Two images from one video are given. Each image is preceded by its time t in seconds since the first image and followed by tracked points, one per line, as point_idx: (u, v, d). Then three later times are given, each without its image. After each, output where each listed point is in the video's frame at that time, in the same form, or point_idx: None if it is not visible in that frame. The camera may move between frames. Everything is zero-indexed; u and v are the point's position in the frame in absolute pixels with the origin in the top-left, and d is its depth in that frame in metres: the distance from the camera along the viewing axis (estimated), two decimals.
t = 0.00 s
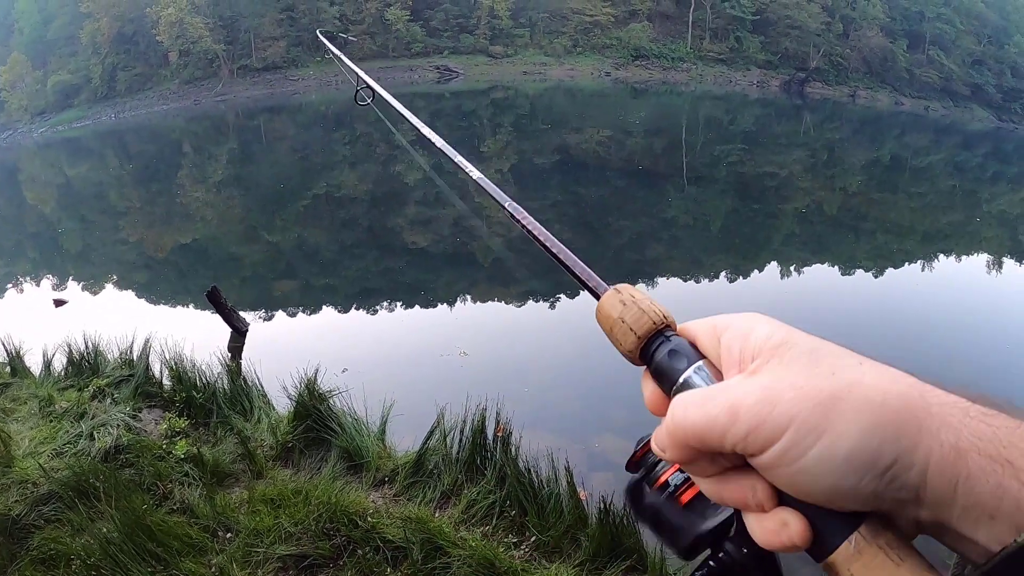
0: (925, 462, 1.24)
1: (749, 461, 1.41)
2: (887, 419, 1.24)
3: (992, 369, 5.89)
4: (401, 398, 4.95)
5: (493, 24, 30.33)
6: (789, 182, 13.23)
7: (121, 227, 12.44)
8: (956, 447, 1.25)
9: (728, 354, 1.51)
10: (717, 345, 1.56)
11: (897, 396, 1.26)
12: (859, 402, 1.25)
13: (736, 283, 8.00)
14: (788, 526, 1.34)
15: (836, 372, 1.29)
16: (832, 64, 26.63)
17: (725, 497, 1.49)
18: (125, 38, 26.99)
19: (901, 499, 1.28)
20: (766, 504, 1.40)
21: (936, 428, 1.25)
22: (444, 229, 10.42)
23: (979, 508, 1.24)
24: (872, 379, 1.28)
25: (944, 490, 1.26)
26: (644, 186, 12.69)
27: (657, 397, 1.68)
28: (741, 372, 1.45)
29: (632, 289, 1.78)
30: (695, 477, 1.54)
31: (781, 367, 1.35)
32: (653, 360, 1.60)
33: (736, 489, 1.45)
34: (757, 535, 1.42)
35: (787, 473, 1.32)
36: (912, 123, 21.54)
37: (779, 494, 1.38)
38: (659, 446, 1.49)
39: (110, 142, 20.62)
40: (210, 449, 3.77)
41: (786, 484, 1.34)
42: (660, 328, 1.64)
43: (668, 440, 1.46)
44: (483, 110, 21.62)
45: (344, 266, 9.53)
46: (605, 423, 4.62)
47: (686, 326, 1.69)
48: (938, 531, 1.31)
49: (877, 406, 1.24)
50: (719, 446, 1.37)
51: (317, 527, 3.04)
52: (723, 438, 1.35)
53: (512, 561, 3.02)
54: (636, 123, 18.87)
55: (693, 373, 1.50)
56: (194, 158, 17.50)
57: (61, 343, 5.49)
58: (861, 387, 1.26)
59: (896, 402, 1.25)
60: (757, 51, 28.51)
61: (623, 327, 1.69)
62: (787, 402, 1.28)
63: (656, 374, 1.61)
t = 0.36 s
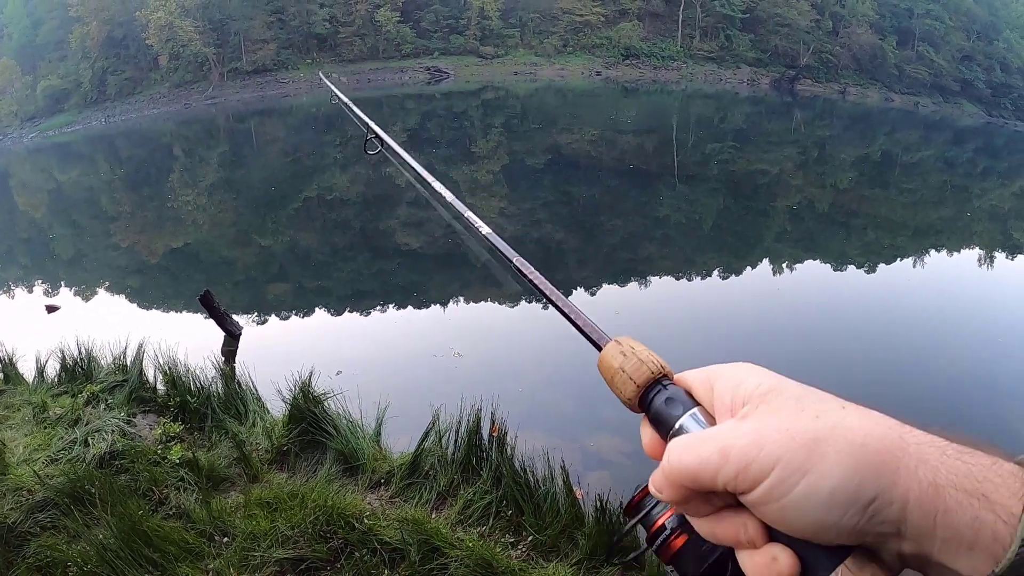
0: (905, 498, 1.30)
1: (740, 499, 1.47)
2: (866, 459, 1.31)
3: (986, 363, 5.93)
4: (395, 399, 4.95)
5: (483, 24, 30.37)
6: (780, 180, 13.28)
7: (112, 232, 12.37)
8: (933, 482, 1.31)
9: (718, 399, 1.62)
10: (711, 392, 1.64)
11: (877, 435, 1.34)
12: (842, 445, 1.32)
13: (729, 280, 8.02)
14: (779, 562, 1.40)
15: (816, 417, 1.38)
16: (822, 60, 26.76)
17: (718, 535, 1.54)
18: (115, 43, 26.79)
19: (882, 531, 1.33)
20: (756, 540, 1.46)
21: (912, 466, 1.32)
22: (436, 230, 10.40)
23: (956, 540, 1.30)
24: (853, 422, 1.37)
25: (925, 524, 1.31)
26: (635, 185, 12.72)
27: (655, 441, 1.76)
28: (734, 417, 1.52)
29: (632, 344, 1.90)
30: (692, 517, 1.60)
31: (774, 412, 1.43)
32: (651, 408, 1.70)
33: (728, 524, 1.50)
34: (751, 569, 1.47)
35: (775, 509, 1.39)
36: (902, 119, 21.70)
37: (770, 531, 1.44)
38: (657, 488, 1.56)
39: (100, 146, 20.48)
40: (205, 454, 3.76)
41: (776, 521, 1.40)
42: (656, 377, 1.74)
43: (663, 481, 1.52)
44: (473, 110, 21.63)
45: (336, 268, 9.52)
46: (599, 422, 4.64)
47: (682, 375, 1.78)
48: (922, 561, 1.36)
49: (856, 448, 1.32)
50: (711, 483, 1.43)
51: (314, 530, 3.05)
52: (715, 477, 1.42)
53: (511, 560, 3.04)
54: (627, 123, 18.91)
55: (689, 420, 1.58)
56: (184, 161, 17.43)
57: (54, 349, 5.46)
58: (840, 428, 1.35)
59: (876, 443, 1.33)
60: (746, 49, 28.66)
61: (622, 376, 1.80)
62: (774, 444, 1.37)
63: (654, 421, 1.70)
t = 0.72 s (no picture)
0: (917, 496, 1.13)
1: (751, 502, 1.27)
2: (879, 458, 1.13)
3: (986, 349, 5.98)
4: (390, 396, 4.94)
5: (472, 18, 30.31)
6: (771, 169, 13.29)
7: (102, 235, 12.29)
8: (943, 482, 1.14)
9: (731, 408, 1.39)
10: (722, 400, 1.42)
11: (884, 432, 1.17)
12: (854, 444, 1.14)
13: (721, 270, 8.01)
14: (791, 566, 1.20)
15: (823, 417, 1.19)
16: (812, 48, 26.81)
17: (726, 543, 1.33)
18: (102, 44, 26.50)
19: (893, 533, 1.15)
20: (769, 544, 1.26)
21: (925, 466, 1.14)
22: (427, 226, 10.34)
23: (968, 542, 1.12)
24: (863, 420, 1.18)
25: (935, 526, 1.14)
26: (626, 176, 12.69)
27: (667, 453, 1.50)
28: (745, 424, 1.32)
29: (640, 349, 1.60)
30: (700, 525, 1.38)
31: (782, 412, 1.24)
32: (662, 418, 1.43)
33: (737, 531, 1.30)
34: None
35: (785, 514, 1.20)
36: (892, 106, 21.81)
37: (783, 532, 1.24)
38: (668, 494, 1.35)
39: (89, 149, 20.35)
40: (201, 453, 3.76)
41: (786, 523, 1.21)
42: (668, 386, 1.46)
43: (676, 487, 1.32)
44: (463, 104, 21.57)
45: (327, 266, 9.47)
46: (595, 414, 4.64)
47: (691, 384, 1.54)
48: (930, 565, 1.18)
49: (868, 448, 1.14)
50: (723, 488, 1.24)
51: (312, 526, 3.05)
52: (726, 481, 1.23)
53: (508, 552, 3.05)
54: (617, 114, 18.89)
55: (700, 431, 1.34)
56: (174, 161, 17.33)
57: (47, 353, 5.42)
58: (853, 428, 1.16)
59: (889, 441, 1.15)
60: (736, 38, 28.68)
61: (633, 385, 1.50)
62: (786, 442, 1.18)
63: (665, 431, 1.44)
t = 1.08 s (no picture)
0: (908, 523, 1.13)
1: (750, 526, 1.26)
2: (872, 484, 1.14)
3: (976, 321, 6.04)
4: (386, 385, 4.94)
5: (456, 5, 30.37)
6: (761, 147, 13.27)
7: (92, 236, 12.22)
8: (933, 506, 1.14)
9: (729, 434, 1.41)
10: (720, 427, 1.44)
11: (879, 461, 1.18)
12: (846, 471, 1.15)
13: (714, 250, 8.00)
14: None
15: (819, 446, 1.20)
16: (800, 26, 26.74)
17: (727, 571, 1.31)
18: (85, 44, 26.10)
19: (883, 556, 1.14)
20: (764, 568, 1.24)
21: (916, 491, 1.15)
22: (418, 215, 10.30)
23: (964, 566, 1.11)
24: (853, 447, 1.20)
25: (931, 552, 1.13)
26: (616, 158, 12.65)
27: (668, 478, 1.50)
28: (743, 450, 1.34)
29: (644, 376, 1.62)
30: (700, 548, 1.37)
31: (779, 441, 1.25)
32: (663, 444, 1.43)
33: (736, 554, 1.28)
34: None
35: (781, 540, 1.19)
36: (881, 82, 21.80)
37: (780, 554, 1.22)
38: (667, 519, 1.34)
39: (76, 150, 20.17)
40: (199, 450, 3.76)
41: (781, 545, 1.19)
42: (670, 413, 1.47)
43: (675, 513, 1.32)
44: (450, 91, 21.44)
45: (319, 258, 9.43)
46: (590, 396, 4.65)
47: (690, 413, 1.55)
48: None
49: (857, 473, 1.16)
50: (720, 513, 1.23)
51: (312, 516, 3.07)
52: (724, 505, 1.22)
53: (508, 536, 3.08)
54: (606, 96, 18.81)
55: (699, 456, 1.34)
56: (161, 159, 17.20)
57: (41, 357, 5.38)
58: (843, 454, 1.18)
59: (882, 470, 1.17)
60: (723, 18, 28.54)
61: (635, 411, 1.51)
62: (781, 473, 1.18)
63: (665, 457, 1.44)
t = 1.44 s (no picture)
0: (909, 527, 1.24)
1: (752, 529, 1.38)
2: (872, 488, 1.25)
3: (966, 299, 6.08)
4: (377, 377, 4.94)
5: None
6: (746, 129, 13.29)
7: (79, 239, 12.12)
8: (934, 509, 1.26)
9: (732, 439, 1.52)
10: (724, 432, 1.56)
11: (879, 465, 1.29)
12: (849, 477, 1.26)
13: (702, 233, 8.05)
14: None
15: (820, 450, 1.32)
16: (782, 7, 26.73)
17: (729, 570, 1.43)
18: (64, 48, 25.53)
19: (884, 559, 1.26)
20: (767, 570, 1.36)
21: (917, 495, 1.26)
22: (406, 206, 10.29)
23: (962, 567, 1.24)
24: (856, 452, 1.31)
25: (930, 556, 1.25)
26: (602, 144, 12.65)
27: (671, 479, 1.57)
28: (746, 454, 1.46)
29: (646, 384, 1.67)
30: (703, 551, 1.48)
31: (783, 446, 1.37)
32: (666, 449, 1.50)
33: (739, 557, 1.40)
34: None
35: (783, 542, 1.30)
36: (866, 61, 21.84)
37: (781, 561, 1.34)
38: (671, 523, 1.44)
39: (58, 153, 19.95)
40: (193, 447, 3.75)
41: (786, 550, 1.30)
42: (674, 418, 1.53)
43: (678, 518, 1.42)
44: (434, 81, 21.32)
45: (308, 252, 9.39)
46: (581, 380, 4.68)
47: (694, 418, 1.66)
48: None
49: (858, 479, 1.27)
50: (723, 516, 1.33)
51: (307, 509, 3.08)
52: (727, 509, 1.33)
53: (502, 520, 3.10)
54: (591, 82, 18.77)
55: (700, 459, 1.43)
56: (145, 160, 17.04)
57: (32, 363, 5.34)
58: (842, 460, 1.29)
59: (879, 473, 1.28)
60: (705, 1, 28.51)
61: (640, 416, 1.56)
62: (781, 478, 1.29)
63: (669, 461, 1.52)
